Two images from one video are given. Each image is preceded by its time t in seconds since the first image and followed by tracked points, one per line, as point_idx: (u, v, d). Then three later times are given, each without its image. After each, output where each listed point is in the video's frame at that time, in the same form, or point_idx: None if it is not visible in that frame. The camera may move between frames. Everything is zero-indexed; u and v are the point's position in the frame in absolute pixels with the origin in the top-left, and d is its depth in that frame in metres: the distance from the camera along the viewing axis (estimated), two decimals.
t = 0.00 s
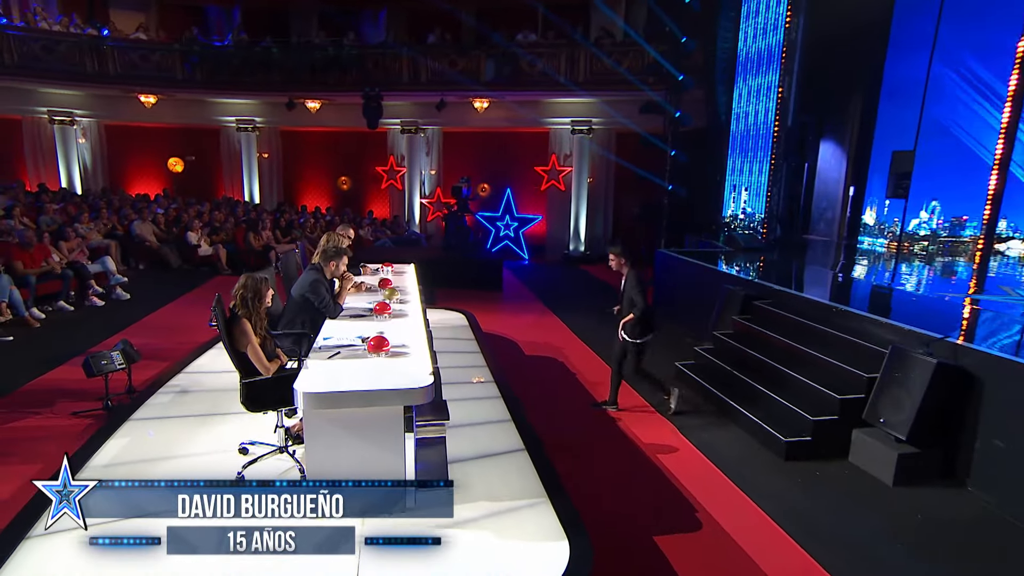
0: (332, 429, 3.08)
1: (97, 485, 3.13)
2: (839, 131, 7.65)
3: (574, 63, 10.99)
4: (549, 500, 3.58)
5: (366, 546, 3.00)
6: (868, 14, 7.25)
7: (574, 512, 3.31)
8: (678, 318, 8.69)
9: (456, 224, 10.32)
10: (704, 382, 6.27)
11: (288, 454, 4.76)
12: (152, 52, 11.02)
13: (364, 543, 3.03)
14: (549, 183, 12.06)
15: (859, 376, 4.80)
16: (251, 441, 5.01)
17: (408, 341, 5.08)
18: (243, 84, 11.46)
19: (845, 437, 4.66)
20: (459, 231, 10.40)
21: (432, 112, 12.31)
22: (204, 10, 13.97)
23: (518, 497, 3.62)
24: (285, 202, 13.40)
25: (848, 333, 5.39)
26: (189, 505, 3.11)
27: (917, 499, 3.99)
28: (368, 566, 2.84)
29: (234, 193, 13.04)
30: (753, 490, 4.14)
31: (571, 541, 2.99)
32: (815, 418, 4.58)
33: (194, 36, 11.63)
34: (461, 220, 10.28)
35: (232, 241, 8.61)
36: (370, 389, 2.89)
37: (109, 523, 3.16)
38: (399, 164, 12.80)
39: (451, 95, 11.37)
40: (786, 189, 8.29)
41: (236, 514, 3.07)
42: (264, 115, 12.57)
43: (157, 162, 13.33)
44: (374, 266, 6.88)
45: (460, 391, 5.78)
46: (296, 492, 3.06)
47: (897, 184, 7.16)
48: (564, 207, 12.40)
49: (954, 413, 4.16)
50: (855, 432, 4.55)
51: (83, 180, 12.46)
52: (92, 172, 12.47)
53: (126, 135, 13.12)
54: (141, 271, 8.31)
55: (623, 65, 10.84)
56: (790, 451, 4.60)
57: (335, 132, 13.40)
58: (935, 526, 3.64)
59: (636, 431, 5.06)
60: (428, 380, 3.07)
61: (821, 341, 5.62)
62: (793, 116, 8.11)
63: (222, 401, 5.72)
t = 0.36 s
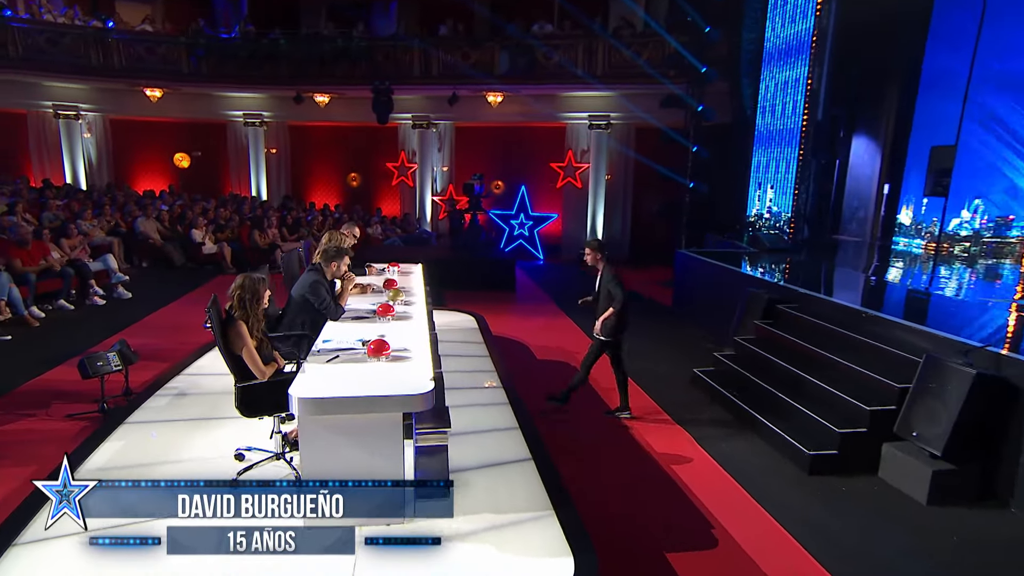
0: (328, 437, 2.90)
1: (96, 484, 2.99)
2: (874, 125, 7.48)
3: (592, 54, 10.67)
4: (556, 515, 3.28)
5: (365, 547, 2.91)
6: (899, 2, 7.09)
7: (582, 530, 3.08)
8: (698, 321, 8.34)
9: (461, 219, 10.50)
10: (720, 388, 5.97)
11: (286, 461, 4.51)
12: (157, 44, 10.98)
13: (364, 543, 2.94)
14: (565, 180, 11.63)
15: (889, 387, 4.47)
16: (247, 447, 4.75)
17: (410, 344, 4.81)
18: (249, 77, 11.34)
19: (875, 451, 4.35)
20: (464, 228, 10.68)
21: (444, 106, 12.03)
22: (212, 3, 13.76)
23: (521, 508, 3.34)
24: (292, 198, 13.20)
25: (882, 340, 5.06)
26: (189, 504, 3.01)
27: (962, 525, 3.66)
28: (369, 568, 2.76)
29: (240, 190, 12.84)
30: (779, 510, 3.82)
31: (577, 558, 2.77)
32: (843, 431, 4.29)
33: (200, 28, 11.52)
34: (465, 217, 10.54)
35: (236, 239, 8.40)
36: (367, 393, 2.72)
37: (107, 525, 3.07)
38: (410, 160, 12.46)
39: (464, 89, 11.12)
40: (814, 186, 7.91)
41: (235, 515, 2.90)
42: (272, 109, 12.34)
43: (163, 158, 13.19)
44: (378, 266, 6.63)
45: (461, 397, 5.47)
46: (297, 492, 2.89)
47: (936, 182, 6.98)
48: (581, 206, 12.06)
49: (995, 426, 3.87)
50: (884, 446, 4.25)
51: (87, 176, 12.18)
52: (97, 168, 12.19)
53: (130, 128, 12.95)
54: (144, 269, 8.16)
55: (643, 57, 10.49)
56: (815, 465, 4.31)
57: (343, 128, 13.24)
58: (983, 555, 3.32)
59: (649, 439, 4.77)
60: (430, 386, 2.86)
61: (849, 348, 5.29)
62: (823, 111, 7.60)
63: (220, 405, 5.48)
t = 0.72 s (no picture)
0: (326, 445, 2.86)
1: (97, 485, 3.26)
2: (916, 121, 7.25)
3: (613, 46, 10.34)
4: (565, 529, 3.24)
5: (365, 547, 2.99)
6: None
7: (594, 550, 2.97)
8: (718, 324, 8.04)
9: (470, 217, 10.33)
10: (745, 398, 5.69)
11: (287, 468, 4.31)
12: (166, 37, 10.83)
13: (364, 544, 3.02)
14: (586, 176, 11.41)
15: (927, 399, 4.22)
16: (246, 452, 4.52)
17: (415, 348, 4.56)
18: (258, 69, 11.17)
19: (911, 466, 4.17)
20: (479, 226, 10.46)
21: (459, 100, 11.93)
22: None
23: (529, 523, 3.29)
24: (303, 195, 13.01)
25: (922, 349, 4.74)
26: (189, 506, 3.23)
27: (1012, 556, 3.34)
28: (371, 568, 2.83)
29: (251, 186, 12.85)
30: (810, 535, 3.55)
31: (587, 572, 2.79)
32: (875, 446, 4.07)
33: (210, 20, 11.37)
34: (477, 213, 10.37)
35: (244, 236, 8.17)
36: (368, 401, 2.68)
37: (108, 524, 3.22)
38: (424, 156, 12.50)
39: (480, 82, 10.86)
40: (850, 184, 7.39)
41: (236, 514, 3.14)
42: (282, 103, 12.34)
43: (172, 153, 12.89)
44: (387, 265, 6.41)
45: (469, 403, 5.20)
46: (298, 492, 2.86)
47: (984, 177, 6.50)
48: (601, 203, 11.91)
49: None
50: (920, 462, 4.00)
51: (95, 172, 12.23)
52: (105, 163, 12.23)
53: (139, 123, 12.68)
54: (150, 267, 8.03)
55: (667, 48, 10.11)
56: (844, 482, 4.11)
57: (357, 123, 13.05)
58: None
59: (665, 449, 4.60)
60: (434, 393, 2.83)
61: (884, 357, 5.01)
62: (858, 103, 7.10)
63: (221, 409, 5.25)
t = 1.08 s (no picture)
0: (328, 452, 2.87)
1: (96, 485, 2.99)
2: (968, 114, 6.86)
3: (640, 36, 9.99)
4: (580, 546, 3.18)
5: (366, 548, 3.01)
6: None
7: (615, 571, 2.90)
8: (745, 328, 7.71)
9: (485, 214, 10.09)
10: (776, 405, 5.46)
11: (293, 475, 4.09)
12: (179, 29, 10.79)
13: (364, 543, 3.02)
14: (609, 173, 11.38)
15: (976, 414, 3.97)
16: (250, 460, 4.27)
17: (426, 352, 4.28)
18: (272, 62, 11.05)
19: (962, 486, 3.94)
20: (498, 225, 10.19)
21: (479, 94, 11.70)
22: None
23: (543, 540, 3.25)
24: (318, 193, 12.83)
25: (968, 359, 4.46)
26: (189, 503, 2.98)
27: None
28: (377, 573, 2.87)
29: (266, 183, 12.68)
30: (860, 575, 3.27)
31: None
32: (919, 466, 3.89)
33: (225, 13, 11.27)
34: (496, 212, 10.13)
35: (257, 233, 8.32)
36: (377, 409, 2.70)
37: (110, 521, 3.17)
38: (442, 151, 12.32)
39: (500, 75, 10.60)
40: (893, 184, 7.06)
41: (236, 514, 2.94)
42: (299, 98, 12.18)
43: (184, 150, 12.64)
44: (400, 266, 6.15)
45: (484, 412, 5.19)
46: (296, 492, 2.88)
47: None
48: (628, 201, 11.50)
49: None
50: (971, 483, 3.85)
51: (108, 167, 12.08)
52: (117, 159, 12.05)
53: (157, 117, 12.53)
54: (160, 265, 7.91)
55: (697, 39, 9.71)
56: (885, 503, 3.94)
57: (375, 117, 12.84)
58: None
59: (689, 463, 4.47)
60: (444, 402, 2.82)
61: (928, 366, 4.70)
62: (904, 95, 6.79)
63: (227, 413, 5.00)
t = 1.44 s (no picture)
0: (332, 464, 2.64)
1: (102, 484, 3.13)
2: None
3: (672, 26, 9.62)
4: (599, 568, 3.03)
5: (366, 547, 2.76)
6: None
7: None
8: (781, 334, 7.29)
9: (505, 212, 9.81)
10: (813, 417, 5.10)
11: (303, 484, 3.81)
12: (196, 22, 10.69)
13: (363, 543, 2.75)
14: (638, 170, 10.96)
15: None
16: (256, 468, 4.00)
17: (441, 358, 4.00)
18: (288, 54, 10.90)
19: None
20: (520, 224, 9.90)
21: (502, 87, 11.49)
22: None
23: (560, 559, 3.10)
24: (335, 189, 12.64)
25: None
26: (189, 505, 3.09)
27: None
28: None
29: (283, 179, 12.54)
30: None
31: None
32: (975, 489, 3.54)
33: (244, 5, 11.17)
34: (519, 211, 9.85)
35: (273, 232, 8.25)
36: (388, 418, 2.49)
37: (111, 522, 3.15)
38: (464, 147, 11.95)
39: (525, 67, 10.31)
40: (944, 181, 6.60)
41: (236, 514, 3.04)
42: (314, 91, 12.11)
43: (200, 145, 12.54)
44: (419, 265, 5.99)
45: (502, 420, 4.97)
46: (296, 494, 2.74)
47: None
48: (658, 198, 11.11)
49: None
50: None
51: (124, 162, 12.06)
52: (133, 154, 12.08)
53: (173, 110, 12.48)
54: (174, 263, 7.80)
55: (732, 28, 9.28)
56: (935, 530, 3.60)
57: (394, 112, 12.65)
58: None
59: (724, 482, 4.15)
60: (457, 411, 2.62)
61: (982, 378, 4.32)
62: (960, 85, 6.29)
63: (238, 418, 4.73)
